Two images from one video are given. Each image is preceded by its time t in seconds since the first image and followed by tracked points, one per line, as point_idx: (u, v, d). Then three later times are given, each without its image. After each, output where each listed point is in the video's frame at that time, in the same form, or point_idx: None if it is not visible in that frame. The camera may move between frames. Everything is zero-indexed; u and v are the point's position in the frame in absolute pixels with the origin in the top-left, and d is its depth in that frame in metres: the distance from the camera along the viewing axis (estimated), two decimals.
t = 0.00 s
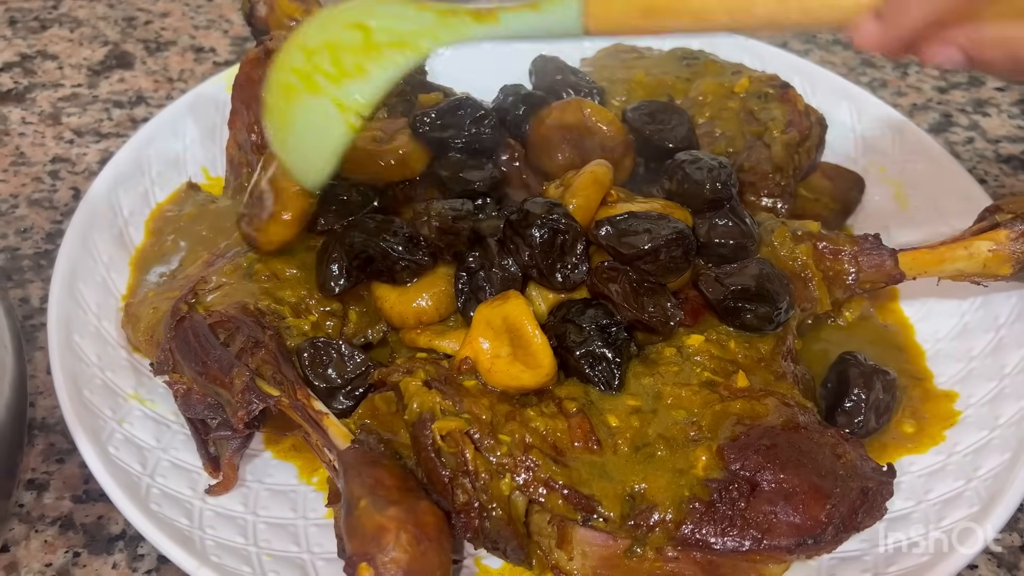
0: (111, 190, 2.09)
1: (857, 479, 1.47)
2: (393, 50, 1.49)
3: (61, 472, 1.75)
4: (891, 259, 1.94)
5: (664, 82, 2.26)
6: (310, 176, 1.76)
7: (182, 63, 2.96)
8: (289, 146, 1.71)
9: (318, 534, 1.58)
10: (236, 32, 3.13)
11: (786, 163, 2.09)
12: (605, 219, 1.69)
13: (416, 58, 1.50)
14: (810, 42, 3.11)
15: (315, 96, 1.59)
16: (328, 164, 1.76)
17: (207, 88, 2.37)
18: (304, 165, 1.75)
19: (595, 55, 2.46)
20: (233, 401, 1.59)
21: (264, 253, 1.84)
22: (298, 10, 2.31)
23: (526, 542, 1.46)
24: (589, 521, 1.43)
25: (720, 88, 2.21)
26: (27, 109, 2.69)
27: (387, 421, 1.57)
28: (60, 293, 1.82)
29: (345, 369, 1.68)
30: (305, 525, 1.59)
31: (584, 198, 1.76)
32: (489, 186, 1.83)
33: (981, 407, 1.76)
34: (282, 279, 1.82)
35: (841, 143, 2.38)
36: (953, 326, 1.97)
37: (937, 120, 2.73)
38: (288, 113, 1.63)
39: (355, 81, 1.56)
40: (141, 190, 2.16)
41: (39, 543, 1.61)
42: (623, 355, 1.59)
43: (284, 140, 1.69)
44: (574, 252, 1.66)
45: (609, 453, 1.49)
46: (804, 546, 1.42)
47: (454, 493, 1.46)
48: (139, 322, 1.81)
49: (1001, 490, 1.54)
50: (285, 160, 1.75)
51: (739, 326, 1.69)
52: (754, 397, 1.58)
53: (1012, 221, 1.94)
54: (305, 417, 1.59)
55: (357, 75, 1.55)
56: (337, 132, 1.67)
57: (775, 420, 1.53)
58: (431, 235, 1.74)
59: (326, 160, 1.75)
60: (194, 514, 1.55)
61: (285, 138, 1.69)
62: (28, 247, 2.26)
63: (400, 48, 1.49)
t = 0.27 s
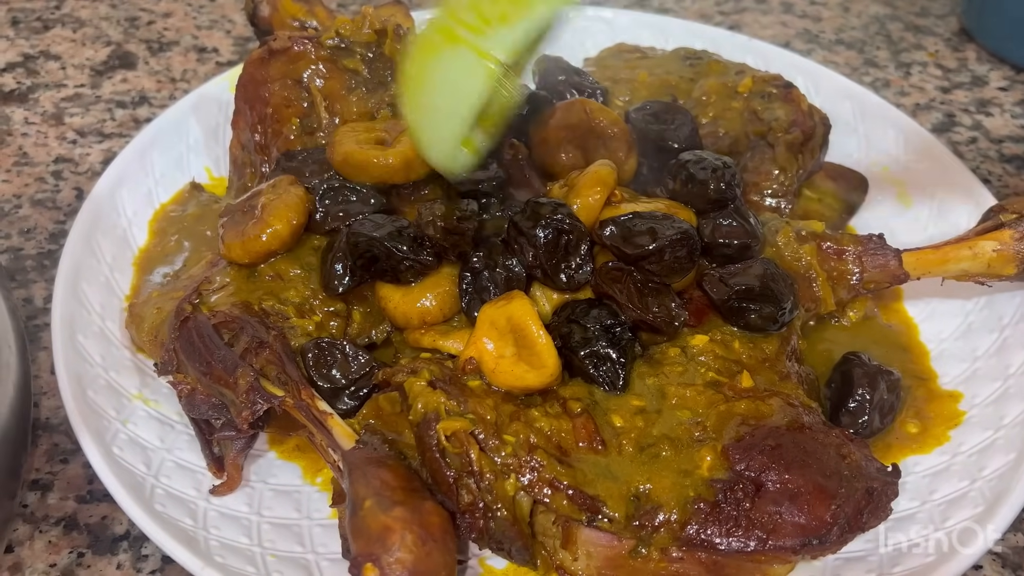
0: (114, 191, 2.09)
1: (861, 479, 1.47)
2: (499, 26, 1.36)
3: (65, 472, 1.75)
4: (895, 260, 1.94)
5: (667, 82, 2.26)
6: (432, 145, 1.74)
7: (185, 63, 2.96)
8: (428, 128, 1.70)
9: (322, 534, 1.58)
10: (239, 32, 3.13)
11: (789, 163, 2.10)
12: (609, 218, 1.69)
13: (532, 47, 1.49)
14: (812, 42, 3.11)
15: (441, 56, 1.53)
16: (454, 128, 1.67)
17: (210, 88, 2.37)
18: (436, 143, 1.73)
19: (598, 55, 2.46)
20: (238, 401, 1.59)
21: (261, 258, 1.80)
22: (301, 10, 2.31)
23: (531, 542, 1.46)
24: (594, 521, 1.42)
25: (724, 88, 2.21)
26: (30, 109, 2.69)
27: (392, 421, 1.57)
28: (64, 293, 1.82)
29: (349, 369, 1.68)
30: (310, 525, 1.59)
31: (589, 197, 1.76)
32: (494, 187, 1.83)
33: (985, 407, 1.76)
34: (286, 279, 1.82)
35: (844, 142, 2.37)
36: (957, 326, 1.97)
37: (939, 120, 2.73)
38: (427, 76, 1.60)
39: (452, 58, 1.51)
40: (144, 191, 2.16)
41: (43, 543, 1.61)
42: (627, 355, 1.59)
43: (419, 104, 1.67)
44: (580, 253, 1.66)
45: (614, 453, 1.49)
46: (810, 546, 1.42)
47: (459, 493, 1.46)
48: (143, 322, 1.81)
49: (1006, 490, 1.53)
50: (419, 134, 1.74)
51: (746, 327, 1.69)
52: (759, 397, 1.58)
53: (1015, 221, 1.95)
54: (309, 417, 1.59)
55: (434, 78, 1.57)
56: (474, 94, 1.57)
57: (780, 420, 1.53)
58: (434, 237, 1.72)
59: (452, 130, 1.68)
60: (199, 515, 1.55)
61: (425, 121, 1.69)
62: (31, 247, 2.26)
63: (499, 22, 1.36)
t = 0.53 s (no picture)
0: (116, 192, 2.09)
1: (866, 481, 1.47)
2: (461, 110, 1.52)
3: (67, 474, 1.74)
4: (899, 261, 1.94)
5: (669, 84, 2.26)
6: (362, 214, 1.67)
7: (186, 64, 2.95)
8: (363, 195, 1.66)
9: (325, 536, 1.57)
10: (240, 33, 3.13)
11: (792, 164, 2.09)
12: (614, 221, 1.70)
13: (479, 111, 1.49)
14: (815, 43, 3.11)
15: (395, 126, 1.59)
16: (383, 204, 1.64)
17: (212, 89, 2.36)
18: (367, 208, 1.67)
19: (600, 55, 2.45)
20: (240, 403, 1.59)
21: (262, 259, 1.80)
22: (303, 11, 2.31)
23: (535, 545, 1.46)
24: (598, 523, 1.42)
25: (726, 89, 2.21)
26: (32, 111, 2.69)
27: (394, 423, 1.56)
28: (66, 295, 1.82)
29: (351, 371, 1.67)
30: (312, 528, 1.59)
31: (593, 198, 1.76)
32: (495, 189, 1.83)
33: (989, 409, 1.76)
34: (288, 281, 1.81)
35: (847, 144, 2.37)
36: (960, 327, 1.97)
37: (942, 120, 2.73)
38: (367, 159, 1.64)
39: (400, 130, 1.58)
40: (146, 192, 2.16)
41: (45, 546, 1.61)
42: (630, 356, 1.58)
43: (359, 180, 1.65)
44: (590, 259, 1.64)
45: (618, 456, 1.48)
46: (814, 549, 1.41)
47: (462, 495, 1.46)
48: (145, 324, 1.81)
49: (1010, 492, 1.53)
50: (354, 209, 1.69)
51: (749, 329, 1.69)
52: (763, 399, 1.58)
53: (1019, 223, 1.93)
54: (312, 419, 1.59)
55: (376, 148, 1.61)
56: (414, 160, 1.58)
57: (784, 422, 1.53)
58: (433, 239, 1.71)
59: (384, 205, 1.65)
60: (201, 517, 1.54)
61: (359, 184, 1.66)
62: (33, 249, 2.25)
63: (459, 110, 1.52)
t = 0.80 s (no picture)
0: (117, 193, 2.09)
1: (866, 482, 1.47)
2: (475, 128, 1.45)
3: (67, 475, 1.74)
4: (899, 261, 1.94)
5: (670, 84, 2.26)
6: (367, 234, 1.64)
7: (187, 65, 2.95)
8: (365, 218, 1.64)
9: (325, 537, 1.57)
10: (240, 34, 3.13)
11: (792, 164, 2.09)
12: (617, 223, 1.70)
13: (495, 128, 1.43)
14: (815, 43, 3.11)
15: (405, 137, 1.56)
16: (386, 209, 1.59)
17: (212, 90, 2.37)
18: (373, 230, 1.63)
19: (601, 56, 2.45)
20: (241, 404, 1.60)
21: (262, 261, 1.79)
22: (303, 12, 2.31)
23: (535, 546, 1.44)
24: (598, 524, 1.43)
25: (727, 89, 2.20)
26: (32, 111, 2.69)
27: (395, 424, 1.57)
28: (66, 295, 1.82)
29: (352, 373, 1.68)
30: (313, 529, 1.59)
31: (594, 199, 1.76)
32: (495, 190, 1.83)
33: (989, 410, 1.76)
34: (289, 281, 1.82)
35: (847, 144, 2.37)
36: (961, 329, 1.96)
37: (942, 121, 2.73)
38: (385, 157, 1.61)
39: (414, 141, 1.54)
40: (146, 193, 2.16)
41: (45, 547, 1.61)
42: (630, 357, 1.58)
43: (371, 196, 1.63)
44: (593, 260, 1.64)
45: (618, 456, 1.48)
46: (814, 549, 1.42)
47: (463, 496, 1.46)
48: (145, 325, 1.81)
49: (1011, 492, 1.53)
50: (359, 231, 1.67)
51: (749, 330, 1.69)
52: (763, 399, 1.58)
53: (1020, 223, 1.94)
54: (312, 420, 1.59)
55: (386, 161, 1.60)
56: (417, 174, 1.55)
57: (784, 423, 1.53)
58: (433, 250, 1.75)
59: (387, 215, 1.60)
60: (202, 518, 1.54)
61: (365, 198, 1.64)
62: (34, 250, 2.25)
63: (471, 127, 1.46)
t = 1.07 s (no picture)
0: (117, 194, 2.09)
1: (866, 482, 1.47)
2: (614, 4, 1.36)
3: (68, 476, 1.74)
4: (899, 261, 1.94)
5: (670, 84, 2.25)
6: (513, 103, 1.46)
7: (187, 65, 2.95)
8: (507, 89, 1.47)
9: (326, 538, 1.57)
10: (240, 34, 3.13)
11: (792, 165, 2.10)
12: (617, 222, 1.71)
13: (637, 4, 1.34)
14: (815, 43, 3.11)
15: (548, 15, 1.41)
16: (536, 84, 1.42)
17: (212, 91, 2.37)
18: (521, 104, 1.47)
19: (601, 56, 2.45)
20: (241, 404, 1.59)
21: (262, 261, 1.80)
22: (303, 12, 2.31)
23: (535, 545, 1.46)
24: (598, 524, 1.43)
25: (727, 90, 2.20)
26: (32, 112, 2.69)
27: (395, 425, 1.57)
28: (67, 296, 1.82)
29: (352, 377, 1.67)
30: (313, 529, 1.59)
31: (594, 200, 1.77)
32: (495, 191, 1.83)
33: (989, 410, 1.76)
34: (289, 282, 1.82)
35: (847, 145, 2.37)
36: (961, 328, 1.97)
37: (942, 121, 2.73)
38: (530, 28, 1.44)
39: (552, 20, 1.41)
40: (147, 194, 2.16)
41: (46, 547, 1.61)
42: (631, 357, 1.58)
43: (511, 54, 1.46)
44: (592, 260, 1.65)
45: (619, 457, 1.48)
46: (814, 549, 1.42)
47: (463, 496, 1.46)
48: (146, 325, 1.81)
49: (1011, 492, 1.53)
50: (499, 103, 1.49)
51: (749, 330, 1.69)
52: (763, 400, 1.58)
53: (1019, 224, 1.94)
54: (312, 421, 1.59)
55: (526, 39, 1.44)
56: (564, 56, 1.39)
57: (785, 423, 1.53)
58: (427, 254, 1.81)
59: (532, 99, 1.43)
60: (202, 518, 1.54)
61: (506, 80, 1.47)
62: (34, 250, 2.26)
63: (614, 6, 1.36)
